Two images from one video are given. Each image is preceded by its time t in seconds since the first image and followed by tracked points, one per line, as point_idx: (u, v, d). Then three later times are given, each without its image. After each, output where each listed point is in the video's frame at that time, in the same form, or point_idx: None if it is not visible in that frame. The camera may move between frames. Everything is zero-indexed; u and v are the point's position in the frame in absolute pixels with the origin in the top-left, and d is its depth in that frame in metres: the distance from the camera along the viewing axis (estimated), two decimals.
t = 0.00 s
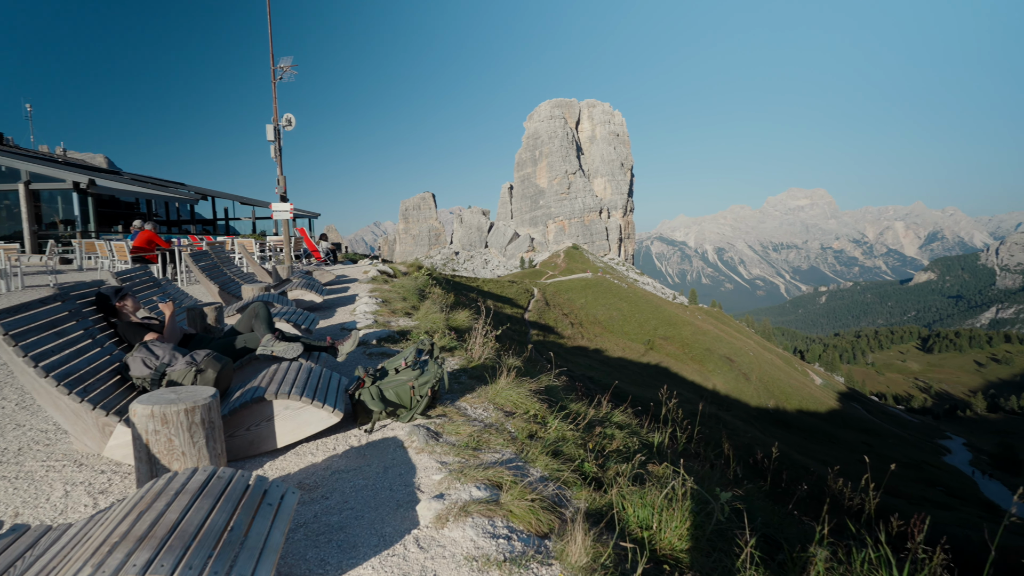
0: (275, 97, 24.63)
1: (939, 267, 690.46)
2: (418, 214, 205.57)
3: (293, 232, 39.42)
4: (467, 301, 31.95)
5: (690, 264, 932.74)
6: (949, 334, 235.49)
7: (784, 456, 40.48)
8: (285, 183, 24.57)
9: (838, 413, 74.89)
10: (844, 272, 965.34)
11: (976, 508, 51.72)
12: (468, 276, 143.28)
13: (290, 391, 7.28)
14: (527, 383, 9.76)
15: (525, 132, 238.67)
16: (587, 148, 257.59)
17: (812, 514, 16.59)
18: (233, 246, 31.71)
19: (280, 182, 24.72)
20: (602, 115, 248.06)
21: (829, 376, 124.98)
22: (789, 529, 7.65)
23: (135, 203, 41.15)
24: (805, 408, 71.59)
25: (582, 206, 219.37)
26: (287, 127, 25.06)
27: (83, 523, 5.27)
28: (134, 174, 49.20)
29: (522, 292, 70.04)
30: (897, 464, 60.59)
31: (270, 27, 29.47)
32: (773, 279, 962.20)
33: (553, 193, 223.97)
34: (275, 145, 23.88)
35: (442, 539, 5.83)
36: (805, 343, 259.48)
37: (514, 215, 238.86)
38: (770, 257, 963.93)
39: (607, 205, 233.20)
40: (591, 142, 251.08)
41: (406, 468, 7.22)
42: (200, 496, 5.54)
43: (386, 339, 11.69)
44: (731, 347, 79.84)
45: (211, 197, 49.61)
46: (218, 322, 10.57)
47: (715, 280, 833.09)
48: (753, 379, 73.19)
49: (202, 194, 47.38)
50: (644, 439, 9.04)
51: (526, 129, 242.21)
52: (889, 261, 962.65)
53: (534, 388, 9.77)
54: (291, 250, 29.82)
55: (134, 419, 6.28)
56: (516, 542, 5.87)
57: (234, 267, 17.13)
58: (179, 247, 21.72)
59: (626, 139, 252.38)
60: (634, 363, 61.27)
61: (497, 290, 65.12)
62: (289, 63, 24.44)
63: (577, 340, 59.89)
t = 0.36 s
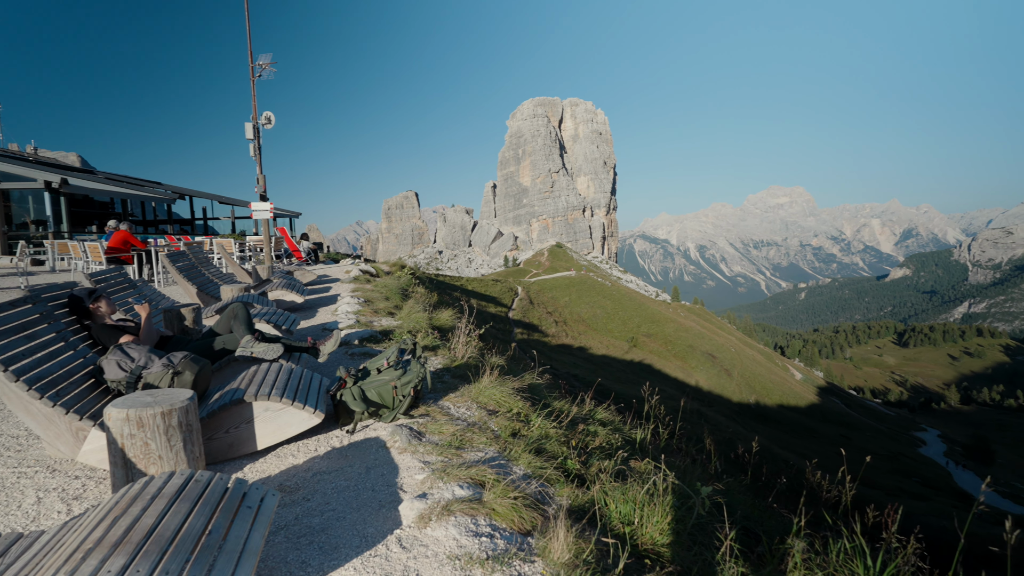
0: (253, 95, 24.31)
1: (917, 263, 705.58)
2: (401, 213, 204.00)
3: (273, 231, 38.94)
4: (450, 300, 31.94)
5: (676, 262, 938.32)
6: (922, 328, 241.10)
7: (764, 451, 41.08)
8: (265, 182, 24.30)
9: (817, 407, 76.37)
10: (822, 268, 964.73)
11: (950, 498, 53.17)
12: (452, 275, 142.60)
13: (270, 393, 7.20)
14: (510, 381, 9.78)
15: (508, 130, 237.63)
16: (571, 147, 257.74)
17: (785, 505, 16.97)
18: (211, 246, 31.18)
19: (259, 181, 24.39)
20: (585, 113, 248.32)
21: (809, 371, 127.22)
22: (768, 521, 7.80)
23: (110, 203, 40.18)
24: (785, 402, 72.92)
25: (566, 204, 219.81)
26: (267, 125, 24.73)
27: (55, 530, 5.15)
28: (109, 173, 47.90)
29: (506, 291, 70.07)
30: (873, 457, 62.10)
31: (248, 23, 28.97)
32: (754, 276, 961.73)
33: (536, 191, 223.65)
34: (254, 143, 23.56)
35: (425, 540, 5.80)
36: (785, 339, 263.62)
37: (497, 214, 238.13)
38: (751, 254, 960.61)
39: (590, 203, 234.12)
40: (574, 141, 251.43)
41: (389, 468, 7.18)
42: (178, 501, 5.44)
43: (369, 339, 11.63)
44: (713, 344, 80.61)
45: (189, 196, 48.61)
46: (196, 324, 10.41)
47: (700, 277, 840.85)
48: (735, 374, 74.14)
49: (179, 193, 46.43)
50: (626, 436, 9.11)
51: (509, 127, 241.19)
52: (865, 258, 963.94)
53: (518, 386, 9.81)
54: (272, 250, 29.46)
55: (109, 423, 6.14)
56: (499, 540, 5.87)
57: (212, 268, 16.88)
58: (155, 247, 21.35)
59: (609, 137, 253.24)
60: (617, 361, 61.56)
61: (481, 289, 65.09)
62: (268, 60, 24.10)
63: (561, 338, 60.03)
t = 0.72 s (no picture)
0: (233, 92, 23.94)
1: (895, 261, 719.30)
2: (384, 211, 202.12)
3: (254, 230, 38.41)
4: (434, 299, 31.87)
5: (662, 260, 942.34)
6: (898, 324, 246.08)
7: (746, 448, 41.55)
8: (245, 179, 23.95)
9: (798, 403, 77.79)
10: (802, 265, 964.90)
11: (926, 490, 54.57)
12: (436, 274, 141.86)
13: (250, 393, 7.12)
14: (494, 380, 9.79)
15: (492, 129, 236.73)
16: (555, 145, 257.80)
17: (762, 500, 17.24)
18: (190, 246, 30.66)
19: (239, 179, 24.03)
20: (569, 112, 248.74)
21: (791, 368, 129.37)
22: (747, 514, 7.96)
23: (85, 202, 39.11)
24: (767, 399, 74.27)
25: (550, 203, 219.88)
26: (247, 123, 24.37)
27: (28, 536, 5.03)
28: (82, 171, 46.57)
29: (491, 290, 70.09)
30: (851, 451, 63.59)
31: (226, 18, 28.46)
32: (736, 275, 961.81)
33: (520, 189, 223.31)
34: (234, 141, 23.23)
35: (407, 539, 5.77)
36: (766, 336, 267.22)
37: (482, 212, 237.10)
38: (734, 251, 962.01)
39: (575, 202, 234.65)
40: (558, 140, 251.37)
41: (371, 468, 7.13)
42: (154, 505, 5.32)
43: (351, 339, 11.56)
44: (697, 342, 81.13)
45: (167, 195, 47.49)
46: (174, 325, 10.26)
47: (686, 275, 845.97)
48: (718, 372, 74.94)
49: (157, 192, 45.36)
50: (610, 433, 9.20)
51: (493, 125, 240.28)
52: (844, 255, 964.77)
53: (502, 385, 9.83)
54: (252, 249, 29.07)
55: (82, 426, 6.00)
56: (481, 539, 5.85)
57: (191, 268, 16.64)
58: (133, 248, 20.98)
59: (592, 137, 254.18)
60: (602, 359, 61.79)
61: (466, 288, 64.99)
62: (247, 57, 23.73)
63: (546, 337, 60.16)
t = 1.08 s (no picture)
0: (213, 88, 23.56)
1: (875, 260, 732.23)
2: (369, 210, 200.79)
3: (234, 228, 37.80)
4: (418, 297, 31.74)
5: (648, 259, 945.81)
6: (876, 322, 250.51)
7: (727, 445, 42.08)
8: (225, 177, 23.61)
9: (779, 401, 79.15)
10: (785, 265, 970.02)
11: (903, 485, 55.97)
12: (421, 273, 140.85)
13: (229, 394, 7.04)
14: (477, 379, 9.80)
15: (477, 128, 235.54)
16: (539, 145, 257.63)
17: (741, 496, 17.57)
18: (167, 244, 30.04)
19: (220, 177, 23.69)
20: (553, 112, 249.17)
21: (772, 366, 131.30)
22: (727, 509, 8.09)
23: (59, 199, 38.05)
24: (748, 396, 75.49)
25: (535, 202, 219.83)
26: (227, 119, 23.94)
27: None
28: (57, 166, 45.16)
29: (475, 289, 70.06)
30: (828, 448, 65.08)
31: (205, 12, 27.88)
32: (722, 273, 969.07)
33: (505, 189, 222.74)
34: (213, 138, 22.89)
35: (388, 540, 5.72)
36: (748, 334, 270.36)
37: (466, 211, 236.06)
38: (720, 251, 967.65)
39: (560, 202, 235.08)
40: (543, 139, 251.23)
41: (353, 469, 7.07)
42: (128, 507, 5.22)
43: (333, 338, 11.48)
44: (681, 340, 81.55)
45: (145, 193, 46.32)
46: (151, 325, 10.08)
47: (671, 275, 851.77)
48: (702, 370, 75.66)
49: (134, 189, 44.28)
50: (593, 431, 9.30)
51: (477, 124, 239.10)
52: (822, 255, 963.87)
53: (485, 383, 9.84)
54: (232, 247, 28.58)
55: (53, 428, 5.83)
56: (463, 537, 5.83)
57: (169, 266, 16.37)
58: (109, 246, 20.60)
59: (577, 136, 255.05)
60: (587, 358, 62.01)
61: (451, 287, 64.84)
62: (228, 52, 23.32)
63: (531, 335, 60.28)
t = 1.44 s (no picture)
0: (192, 84, 23.13)
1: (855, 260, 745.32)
2: (353, 209, 199.54)
3: (213, 227, 37.12)
4: (402, 297, 31.60)
5: (635, 258, 950.39)
6: (855, 321, 255.07)
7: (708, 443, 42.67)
8: (205, 174, 23.20)
9: (760, 399, 80.40)
10: (766, 265, 964.59)
11: (880, 480, 57.25)
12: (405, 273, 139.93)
13: (208, 396, 6.91)
14: (461, 379, 9.76)
15: (463, 127, 234.17)
16: (525, 144, 257.00)
17: (722, 493, 17.74)
18: (145, 243, 29.47)
19: (199, 175, 23.28)
20: (539, 111, 249.20)
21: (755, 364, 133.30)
22: (709, 506, 8.19)
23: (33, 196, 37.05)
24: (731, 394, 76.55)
25: (520, 201, 219.58)
26: (207, 116, 23.51)
27: None
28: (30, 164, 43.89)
29: (461, 288, 69.96)
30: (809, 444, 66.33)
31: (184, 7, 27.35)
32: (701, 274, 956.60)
33: (491, 188, 222.03)
34: (193, 135, 22.47)
35: (369, 541, 5.66)
36: (731, 333, 273.70)
37: (452, 211, 234.77)
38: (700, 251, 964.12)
39: (545, 201, 235.37)
40: (528, 139, 250.91)
41: (334, 470, 7.01)
42: (102, 513, 5.09)
43: (315, 339, 11.37)
44: (665, 338, 82.05)
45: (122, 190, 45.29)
46: (128, 325, 9.88)
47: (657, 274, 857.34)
48: (685, 368, 76.44)
49: (111, 187, 43.21)
50: (577, 430, 9.37)
51: (463, 123, 237.83)
52: (802, 255, 962.58)
53: (468, 383, 9.81)
54: (213, 246, 28.12)
55: (24, 432, 5.65)
56: (445, 539, 5.78)
57: (147, 266, 16.05)
58: (85, 245, 20.11)
59: (562, 136, 255.63)
60: (572, 357, 62.29)
61: (435, 287, 64.57)
62: (208, 48, 22.96)
63: (516, 335, 60.41)
